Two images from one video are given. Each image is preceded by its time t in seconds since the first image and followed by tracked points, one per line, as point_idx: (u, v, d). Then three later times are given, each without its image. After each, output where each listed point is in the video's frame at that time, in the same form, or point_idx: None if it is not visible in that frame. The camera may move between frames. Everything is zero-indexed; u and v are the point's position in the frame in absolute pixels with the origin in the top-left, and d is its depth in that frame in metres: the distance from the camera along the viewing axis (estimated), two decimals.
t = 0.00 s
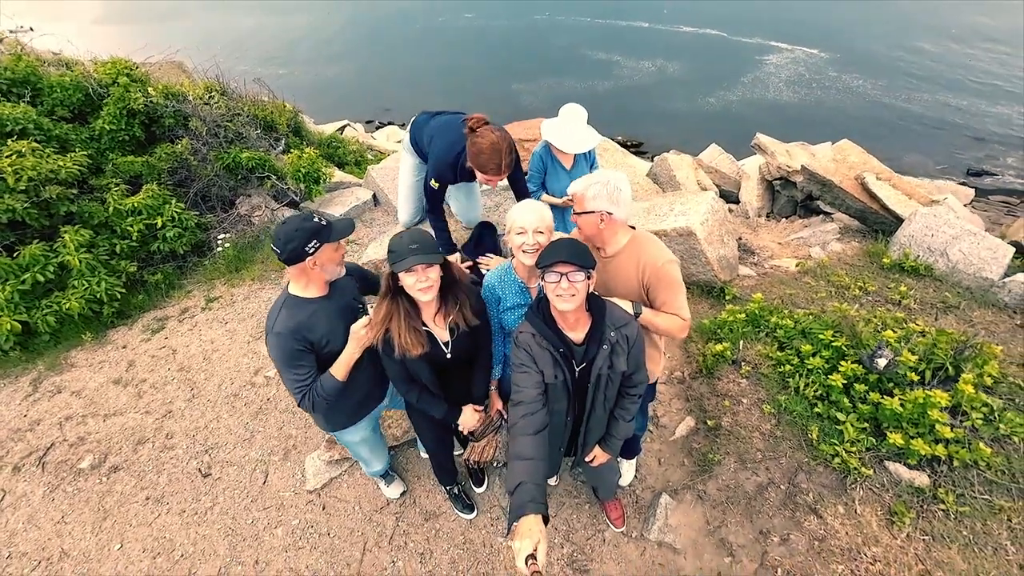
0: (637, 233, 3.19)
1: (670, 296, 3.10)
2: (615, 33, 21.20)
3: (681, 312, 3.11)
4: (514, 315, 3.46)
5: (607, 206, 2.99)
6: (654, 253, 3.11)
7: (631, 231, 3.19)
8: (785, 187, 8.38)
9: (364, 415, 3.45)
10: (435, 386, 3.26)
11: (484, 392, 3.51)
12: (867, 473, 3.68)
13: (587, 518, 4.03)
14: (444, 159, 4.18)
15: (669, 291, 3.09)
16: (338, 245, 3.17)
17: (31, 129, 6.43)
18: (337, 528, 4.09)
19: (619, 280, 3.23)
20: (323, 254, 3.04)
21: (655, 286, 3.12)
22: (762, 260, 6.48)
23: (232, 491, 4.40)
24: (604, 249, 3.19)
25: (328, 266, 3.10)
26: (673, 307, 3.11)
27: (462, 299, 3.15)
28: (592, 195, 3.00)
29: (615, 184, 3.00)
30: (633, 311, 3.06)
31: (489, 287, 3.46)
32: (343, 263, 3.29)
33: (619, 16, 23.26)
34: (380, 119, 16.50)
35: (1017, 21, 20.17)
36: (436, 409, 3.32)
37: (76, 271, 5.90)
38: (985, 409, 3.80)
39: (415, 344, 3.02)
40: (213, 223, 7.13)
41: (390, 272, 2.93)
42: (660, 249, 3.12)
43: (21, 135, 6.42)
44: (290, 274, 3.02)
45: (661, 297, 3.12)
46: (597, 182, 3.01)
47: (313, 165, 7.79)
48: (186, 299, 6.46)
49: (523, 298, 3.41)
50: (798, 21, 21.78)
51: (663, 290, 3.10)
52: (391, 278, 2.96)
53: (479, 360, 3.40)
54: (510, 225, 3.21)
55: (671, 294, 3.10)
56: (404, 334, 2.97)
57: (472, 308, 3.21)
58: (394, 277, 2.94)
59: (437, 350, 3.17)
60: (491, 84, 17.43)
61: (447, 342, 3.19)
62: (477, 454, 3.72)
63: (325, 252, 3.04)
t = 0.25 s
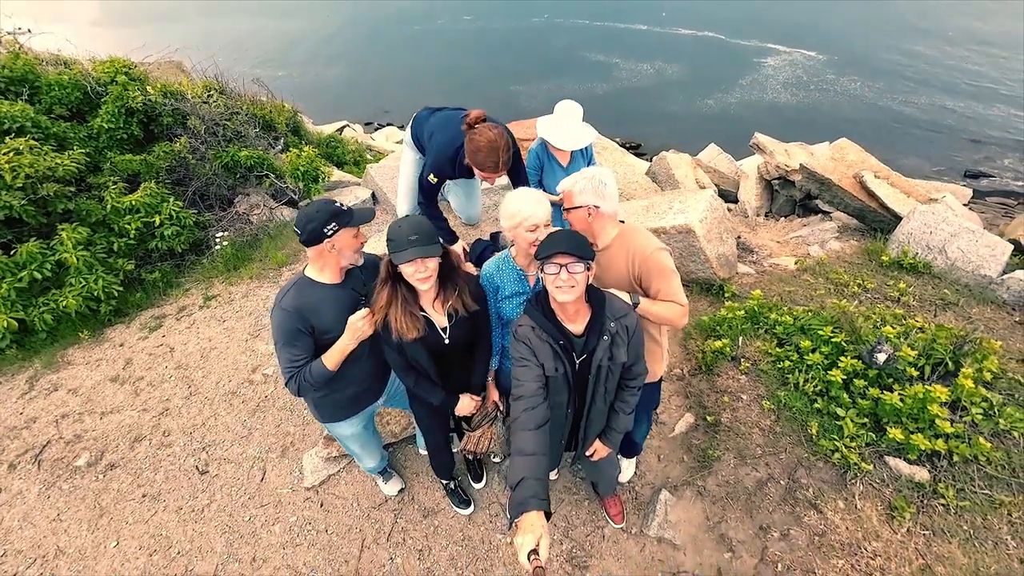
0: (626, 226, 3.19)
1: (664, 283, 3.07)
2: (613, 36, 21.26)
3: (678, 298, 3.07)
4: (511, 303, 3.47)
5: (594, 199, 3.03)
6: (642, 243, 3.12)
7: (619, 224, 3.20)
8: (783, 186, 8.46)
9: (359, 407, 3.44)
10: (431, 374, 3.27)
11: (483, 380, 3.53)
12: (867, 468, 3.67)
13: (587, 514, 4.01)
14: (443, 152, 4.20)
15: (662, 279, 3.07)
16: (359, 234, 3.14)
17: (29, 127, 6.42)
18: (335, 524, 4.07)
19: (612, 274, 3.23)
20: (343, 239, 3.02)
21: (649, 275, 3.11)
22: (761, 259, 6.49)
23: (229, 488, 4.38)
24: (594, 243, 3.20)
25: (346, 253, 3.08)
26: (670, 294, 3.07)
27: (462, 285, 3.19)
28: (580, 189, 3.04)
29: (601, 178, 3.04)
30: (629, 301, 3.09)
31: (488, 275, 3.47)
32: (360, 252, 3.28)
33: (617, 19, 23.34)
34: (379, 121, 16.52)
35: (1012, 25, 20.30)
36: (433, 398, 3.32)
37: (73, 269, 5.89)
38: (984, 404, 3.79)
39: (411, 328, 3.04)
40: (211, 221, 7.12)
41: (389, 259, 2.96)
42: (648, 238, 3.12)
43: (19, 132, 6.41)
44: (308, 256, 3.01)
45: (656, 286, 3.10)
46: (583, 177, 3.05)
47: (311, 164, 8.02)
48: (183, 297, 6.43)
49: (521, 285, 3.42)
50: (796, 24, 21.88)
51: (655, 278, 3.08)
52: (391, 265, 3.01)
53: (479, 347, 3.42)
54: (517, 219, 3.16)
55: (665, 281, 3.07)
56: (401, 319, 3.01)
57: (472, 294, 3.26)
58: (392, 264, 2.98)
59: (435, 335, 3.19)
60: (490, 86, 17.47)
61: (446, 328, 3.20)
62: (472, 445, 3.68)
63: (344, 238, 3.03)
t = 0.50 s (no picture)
0: (628, 219, 3.19)
1: (664, 276, 3.07)
2: (612, 39, 21.33)
3: (678, 292, 3.07)
4: (509, 294, 3.47)
5: (597, 189, 3.00)
6: (645, 235, 3.13)
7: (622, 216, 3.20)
8: (782, 186, 8.48)
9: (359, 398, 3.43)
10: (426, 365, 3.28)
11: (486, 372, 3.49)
12: (867, 464, 3.66)
13: (586, 511, 3.99)
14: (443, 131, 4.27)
15: (663, 272, 3.07)
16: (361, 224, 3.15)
17: (27, 125, 6.42)
18: (332, 522, 4.05)
19: (612, 266, 3.23)
20: (344, 228, 3.02)
21: (650, 268, 3.11)
22: (759, 258, 6.50)
23: (226, 486, 4.35)
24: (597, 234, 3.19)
25: (347, 242, 3.08)
26: (669, 288, 3.07)
27: (461, 278, 3.18)
28: (584, 178, 3.01)
29: (605, 168, 3.02)
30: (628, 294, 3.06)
31: (483, 269, 3.47)
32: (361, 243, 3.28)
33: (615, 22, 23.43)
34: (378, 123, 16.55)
35: (1008, 29, 20.42)
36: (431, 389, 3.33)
37: (70, 267, 5.87)
38: (983, 400, 3.79)
39: (411, 320, 3.05)
40: (210, 220, 7.11)
41: (388, 250, 2.97)
42: (650, 231, 3.14)
43: (16, 131, 6.41)
44: (308, 244, 3.01)
45: (656, 279, 3.10)
46: (587, 166, 3.02)
47: (310, 163, 8.12)
48: (181, 296, 6.41)
49: (518, 276, 3.44)
50: (793, 27, 21.98)
51: (656, 271, 3.09)
52: (391, 257, 3.00)
53: (479, 341, 3.38)
54: (522, 213, 3.14)
55: (665, 275, 3.08)
56: (400, 310, 3.01)
57: (471, 286, 3.26)
58: (392, 255, 2.97)
59: (434, 327, 3.18)
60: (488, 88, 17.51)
61: (445, 321, 3.19)
62: (468, 437, 3.74)
63: (346, 227, 3.03)
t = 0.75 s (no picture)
0: (630, 214, 3.18)
1: (663, 274, 3.08)
2: (611, 41, 21.39)
3: (677, 289, 3.08)
4: (506, 294, 3.46)
5: (599, 184, 2.99)
6: (646, 232, 3.12)
7: (623, 211, 3.19)
8: (780, 187, 8.48)
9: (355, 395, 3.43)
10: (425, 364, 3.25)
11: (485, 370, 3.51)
12: (866, 462, 3.66)
13: (585, 511, 3.98)
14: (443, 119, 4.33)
15: (663, 269, 3.08)
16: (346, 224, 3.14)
17: (26, 126, 6.42)
18: (331, 523, 4.03)
19: (611, 260, 3.24)
20: (328, 229, 3.03)
21: (649, 265, 3.11)
22: (758, 258, 6.50)
23: (224, 487, 4.34)
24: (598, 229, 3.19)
25: (332, 243, 3.09)
26: (668, 285, 3.08)
27: (461, 278, 3.19)
28: (586, 172, 2.99)
29: (607, 163, 3.00)
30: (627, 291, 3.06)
31: (478, 268, 3.44)
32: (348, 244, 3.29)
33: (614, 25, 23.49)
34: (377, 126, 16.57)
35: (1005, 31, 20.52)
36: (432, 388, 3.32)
37: (69, 268, 5.86)
38: (982, 398, 3.79)
39: (414, 320, 3.05)
40: (208, 221, 7.10)
41: (388, 249, 2.97)
42: (652, 228, 3.13)
43: (15, 133, 6.41)
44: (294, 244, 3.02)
45: (656, 276, 3.10)
46: (588, 161, 3.00)
47: (309, 165, 8.10)
48: (180, 297, 6.40)
49: (515, 275, 3.42)
50: (791, 29, 22.06)
51: (656, 268, 3.09)
52: (391, 256, 3.00)
53: (477, 338, 3.40)
54: (517, 209, 3.14)
55: (665, 272, 3.08)
56: (402, 310, 3.01)
57: (471, 286, 3.27)
58: (392, 254, 2.97)
59: (436, 328, 3.18)
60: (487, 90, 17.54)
61: (447, 321, 3.20)
62: (467, 439, 3.73)
63: (330, 227, 3.04)
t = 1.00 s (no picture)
0: (637, 219, 3.16)
1: (666, 282, 3.08)
2: (610, 44, 21.42)
3: (679, 298, 3.10)
4: (504, 301, 3.45)
5: (608, 188, 2.97)
6: (652, 239, 3.10)
7: (630, 216, 3.17)
8: (780, 190, 8.41)
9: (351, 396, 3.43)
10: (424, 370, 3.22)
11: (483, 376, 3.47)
12: (869, 468, 3.63)
13: (586, 517, 3.96)
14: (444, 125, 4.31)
15: (665, 278, 3.08)
16: (326, 232, 3.07)
17: (24, 130, 6.41)
18: (330, 529, 4.00)
19: (614, 264, 3.21)
20: (309, 238, 2.97)
21: (652, 273, 3.11)
22: (758, 261, 6.49)
23: (223, 493, 4.31)
24: (603, 232, 3.17)
25: (313, 252, 3.03)
26: (670, 293, 3.10)
27: (459, 283, 3.17)
28: (596, 175, 2.97)
29: (618, 168, 2.98)
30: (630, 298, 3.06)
31: (478, 275, 3.45)
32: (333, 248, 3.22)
33: (613, 27, 23.53)
34: (376, 128, 16.57)
35: (1002, 35, 20.59)
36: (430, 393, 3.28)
37: (67, 272, 5.84)
38: (985, 403, 3.77)
39: (411, 326, 3.02)
40: (207, 224, 7.07)
41: (386, 254, 2.97)
42: (658, 235, 3.11)
43: (14, 136, 6.39)
44: (278, 252, 2.99)
45: (658, 284, 3.11)
46: (600, 163, 2.98)
47: (308, 168, 8.06)
48: (178, 301, 6.37)
49: (512, 283, 3.41)
50: (790, 32, 22.11)
51: (659, 276, 3.09)
52: (388, 262, 3.01)
53: (477, 345, 3.37)
54: (506, 217, 3.17)
55: (668, 281, 3.09)
56: (399, 315, 3.00)
57: (469, 292, 3.25)
58: (391, 260, 2.98)
59: (434, 334, 3.14)
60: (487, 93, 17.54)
61: (444, 327, 3.16)
62: (465, 445, 3.63)
63: (310, 236, 2.98)
